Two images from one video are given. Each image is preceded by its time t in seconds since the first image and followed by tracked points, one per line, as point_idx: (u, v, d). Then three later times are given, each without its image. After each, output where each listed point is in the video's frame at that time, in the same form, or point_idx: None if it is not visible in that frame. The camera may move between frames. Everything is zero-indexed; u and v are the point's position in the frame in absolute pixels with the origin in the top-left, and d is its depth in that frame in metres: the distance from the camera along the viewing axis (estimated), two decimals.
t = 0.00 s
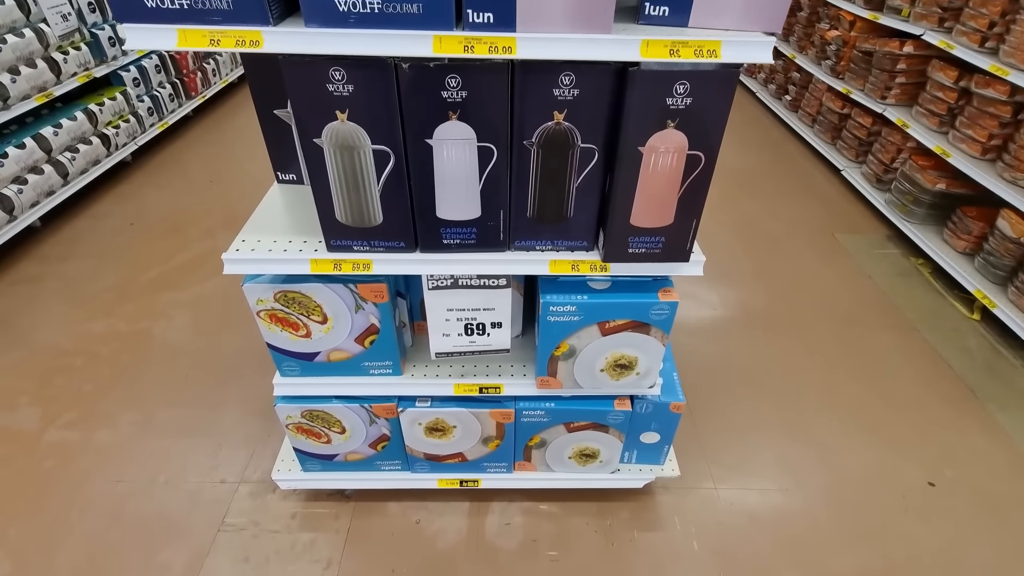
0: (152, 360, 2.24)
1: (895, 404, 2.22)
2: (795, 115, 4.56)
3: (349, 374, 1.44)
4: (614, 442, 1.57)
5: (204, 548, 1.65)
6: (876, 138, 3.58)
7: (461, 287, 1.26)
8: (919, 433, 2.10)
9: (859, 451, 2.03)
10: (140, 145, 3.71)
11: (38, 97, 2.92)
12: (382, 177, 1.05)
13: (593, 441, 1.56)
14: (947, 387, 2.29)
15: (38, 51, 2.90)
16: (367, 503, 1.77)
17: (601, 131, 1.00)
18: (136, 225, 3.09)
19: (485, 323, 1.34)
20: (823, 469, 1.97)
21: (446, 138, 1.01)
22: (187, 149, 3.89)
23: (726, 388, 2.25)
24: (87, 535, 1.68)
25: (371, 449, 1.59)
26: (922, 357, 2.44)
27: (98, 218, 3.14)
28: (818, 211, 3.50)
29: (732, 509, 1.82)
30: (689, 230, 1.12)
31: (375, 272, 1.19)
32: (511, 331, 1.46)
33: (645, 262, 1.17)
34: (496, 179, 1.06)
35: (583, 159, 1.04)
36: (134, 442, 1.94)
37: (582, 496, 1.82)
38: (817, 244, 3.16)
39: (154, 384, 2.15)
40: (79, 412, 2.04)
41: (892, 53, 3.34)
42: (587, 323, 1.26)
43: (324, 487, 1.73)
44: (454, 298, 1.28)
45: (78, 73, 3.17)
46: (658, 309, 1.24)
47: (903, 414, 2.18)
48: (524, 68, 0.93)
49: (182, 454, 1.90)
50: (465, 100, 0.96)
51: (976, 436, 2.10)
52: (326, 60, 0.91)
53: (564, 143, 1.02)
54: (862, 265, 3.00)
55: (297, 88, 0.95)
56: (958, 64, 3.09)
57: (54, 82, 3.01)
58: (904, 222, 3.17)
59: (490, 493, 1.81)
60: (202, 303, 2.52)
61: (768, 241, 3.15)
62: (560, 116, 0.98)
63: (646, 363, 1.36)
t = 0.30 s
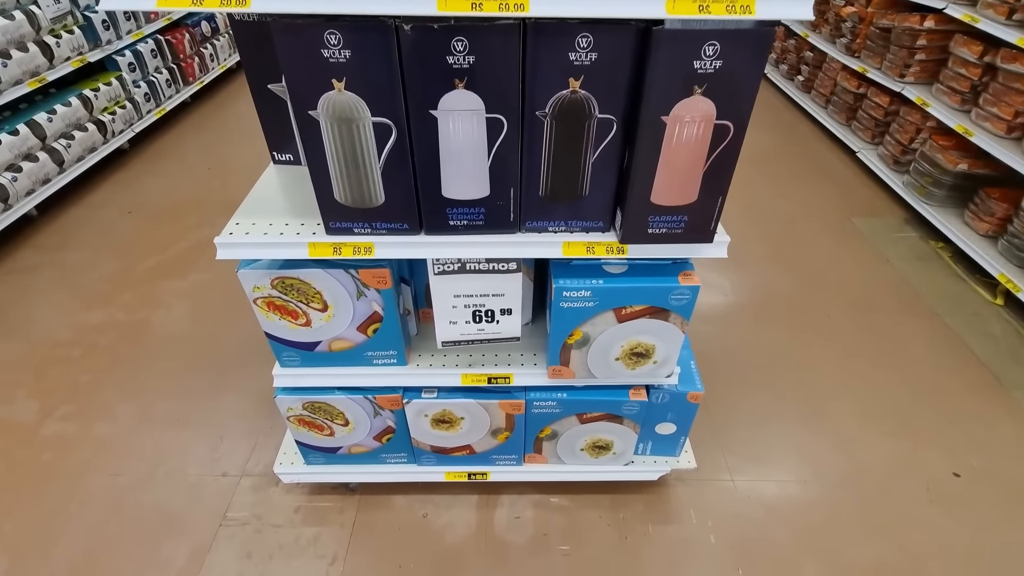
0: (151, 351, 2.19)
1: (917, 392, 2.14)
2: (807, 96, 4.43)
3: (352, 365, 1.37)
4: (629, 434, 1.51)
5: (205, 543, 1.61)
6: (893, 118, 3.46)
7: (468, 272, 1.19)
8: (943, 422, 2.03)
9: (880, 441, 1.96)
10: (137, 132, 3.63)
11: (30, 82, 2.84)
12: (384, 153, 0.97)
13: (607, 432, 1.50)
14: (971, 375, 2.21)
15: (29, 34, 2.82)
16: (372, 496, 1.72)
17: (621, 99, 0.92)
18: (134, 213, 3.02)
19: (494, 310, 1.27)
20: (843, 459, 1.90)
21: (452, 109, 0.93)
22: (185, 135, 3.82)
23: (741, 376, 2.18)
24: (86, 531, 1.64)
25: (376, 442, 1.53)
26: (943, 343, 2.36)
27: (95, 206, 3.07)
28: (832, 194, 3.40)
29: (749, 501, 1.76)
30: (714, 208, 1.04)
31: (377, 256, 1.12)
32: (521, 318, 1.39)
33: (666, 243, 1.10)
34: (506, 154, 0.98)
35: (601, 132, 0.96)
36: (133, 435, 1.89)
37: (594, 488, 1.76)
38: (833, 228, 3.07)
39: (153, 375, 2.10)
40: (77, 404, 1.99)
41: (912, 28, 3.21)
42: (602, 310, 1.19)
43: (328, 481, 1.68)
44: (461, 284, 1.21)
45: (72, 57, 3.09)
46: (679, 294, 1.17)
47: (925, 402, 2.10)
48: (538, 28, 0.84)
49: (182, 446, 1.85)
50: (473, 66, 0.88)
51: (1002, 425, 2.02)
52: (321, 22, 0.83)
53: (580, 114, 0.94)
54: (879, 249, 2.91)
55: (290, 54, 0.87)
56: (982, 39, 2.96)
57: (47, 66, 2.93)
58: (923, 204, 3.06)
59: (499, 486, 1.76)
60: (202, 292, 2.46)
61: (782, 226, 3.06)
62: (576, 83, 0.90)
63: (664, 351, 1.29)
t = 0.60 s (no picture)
0: (143, 342, 2.12)
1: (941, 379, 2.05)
2: (819, 75, 4.29)
3: (349, 355, 1.29)
4: (643, 426, 1.43)
5: (200, 541, 1.54)
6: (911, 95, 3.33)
7: (471, 254, 1.10)
8: (969, 411, 1.94)
9: (904, 431, 1.88)
10: (129, 118, 3.53)
11: (15, 65, 2.74)
12: (377, 121, 0.88)
13: (619, 424, 1.42)
14: (997, 360, 2.12)
15: (12, 15, 2.71)
16: (373, 491, 1.65)
17: (639, 56, 0.83)
18: (127, 201, 2.94)
19: (499, 295, 1.18)
20: (865, 449, 1.82)
21: (451, 70, 0.83)
22: (178, 121, 3.71)
23: (756, 363, 2.09)
24: (77, 528, 1.58)
25: (376, 435, 1.46)
26: (967, 328, 2.26)
27: (87, 194, 2.99)
28: (847, 174, 3.28)
29: (768, 494, 1.68)
30: (742, 178, 0.94)
31: (372, 237, 1.03)
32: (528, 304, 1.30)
33: (687, 220, 1.00)
34: (511, 121, 0.89)
35: (617, 94, 0.87)
36: (125, 429, 1.82)
37: (605, 482, 1.68)
38: (848, 209, 2.95)
39: (146, 367, 2.02)
40: (68, 398, 1.92)
41: None
42: (616, 293, 1.10)
43: (327, 476, 1.61)
44: (463, 267, 1.12)
45: (58, 40, 2.98)
46: (700, 275, 1.08)
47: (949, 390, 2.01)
48: None
49: (176, 441, 1.78)
50: (474, 20, 0.78)
51: None
52: None
53: (594, 74, 0.84)
54: (897, 230, 2.80)
55: (267, 7, 0.77)
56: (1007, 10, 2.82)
57: (32, 49, 2.83)
58: (943, 184, 2.95)
59: (505, 480, 1.68)
60: (196, 281, 2.38)
61: (795, 208, 2.95)
62: (590, 38, 0.81)
63: (682, 338, 1.21)
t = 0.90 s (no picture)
0: (120, 336, 2.00)
1: (968, 375, 1.92)
2: (831, 60, 4.13)
3: (327, 349, 1.17)
4: (651, 426, 1.30)
5: (171, 550, 1.43)
6: (929, 79, 3.18)
7: (459, 235, 0.98)
8: (999, 410, 1.81)
9: (930, 431, 1.75)
10: (115, 105, 3.40)
11: None
12: (345, 75, 0.76)
13: (624, 425, 1.30)
14: None
15: None
16: (360, 496, 1.53)
17: None
18: (110, 189, 2.82)
19: (491, 282, 1.05)
20: (889, 451, 1.69)
21: (429, 11, 0.70)
22: (167, 108, 3.59)
23: (770, 359, 1.96)
24: (40, 535, 1.46)
25: (360, 437, 1.34)
26: (994, 321, 2.13)
27: (69, 182, 2.87)
28: (862, 161, 3.13)
29: (786, 499, 1.56)
30: (770, 143, 0.81)
31: (346, 214, 0.90)
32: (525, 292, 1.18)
33: (705, 193, 0.88)
34: (501, 75, 0.76)
35: (625, 42, 0.74)
36: (97, 429, 1.71)
37: (609, 486, 1.56)
38: (864, 197, 2.81)
39: (122, 362, 1.91)
40: (38, 395, 1.81)
41: None
42: (623, 279, 0.98)
43: (309, 480, 1.49)
44: (451, 249, 1.00)
45: (38, 21, 2.85)
46: (719, 258, 0.95)
47: (978, 387, 1.88)
48: None
49: (149, 441, 1.67)
50: None
51: None
52: None
53: (598, 15, 0.71)
54: (917, 219, 2.66)
55: None
56: None
57: (9, 31, 2.70)
58: (964, 170, 2.80)
59: (502, 484, 1.56)
60: (178, 272, 2.26)
61: (809, 195, 2.81)
62: None
63: (695, 331, 1.08)
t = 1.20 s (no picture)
0: (93, 328, 1.88)
1: (1002, 373, 1.78)
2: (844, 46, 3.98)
3: (300, 338, 1.04)
4: (663, 427, 1.17)
5: (134, 560, 1.30)
6: (951, 62, 3.03)
7: (446, 204, 0.85)
8: None
9: (964, 433, 1.61)
10: (102, 89, 3.28)
11: None
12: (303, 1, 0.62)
13: (633, 425, 1.17)
14: None
15: None
16: (343, 501, 1.40)
17: None
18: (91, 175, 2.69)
19: (483, 261, 0.92)
20: (921, 455, 1.55)
21: None
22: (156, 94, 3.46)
23: (788, 354, 1.83)
24: None
25: (340, 437, 1.21)
26: None
27: (49, 169, 2.74)
28: (880, 148, 2.98)
29: (809, 507, 1.42)
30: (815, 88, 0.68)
31: (311, 177, 0.77)
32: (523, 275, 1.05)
33: (734, 152, 0.74)
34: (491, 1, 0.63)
35: None
36: (63, 427, 1.58)
37: (615, 491, 1.43)
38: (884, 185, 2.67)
39: (94, 356, 1.78)
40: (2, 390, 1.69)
41: None
42: (636, 256, 0.84)
43: (286, 483, 1.36)
44: (437, 222, 0.87)
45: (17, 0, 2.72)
46: (747, 232, 0.81)
47: (1014, 386, 1.74)
48: None
49: (118, 440, 1.55)
50: None
51: None
52: None
53: None
54: (940, 207, 2.51)
55: None
56: None
57: None
58: (990, 157, 2.66)
59: (498, 488, 1.43)
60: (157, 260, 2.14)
61: (825, 183, 2.66)
62: None
63: (717, 319, 0.95)
